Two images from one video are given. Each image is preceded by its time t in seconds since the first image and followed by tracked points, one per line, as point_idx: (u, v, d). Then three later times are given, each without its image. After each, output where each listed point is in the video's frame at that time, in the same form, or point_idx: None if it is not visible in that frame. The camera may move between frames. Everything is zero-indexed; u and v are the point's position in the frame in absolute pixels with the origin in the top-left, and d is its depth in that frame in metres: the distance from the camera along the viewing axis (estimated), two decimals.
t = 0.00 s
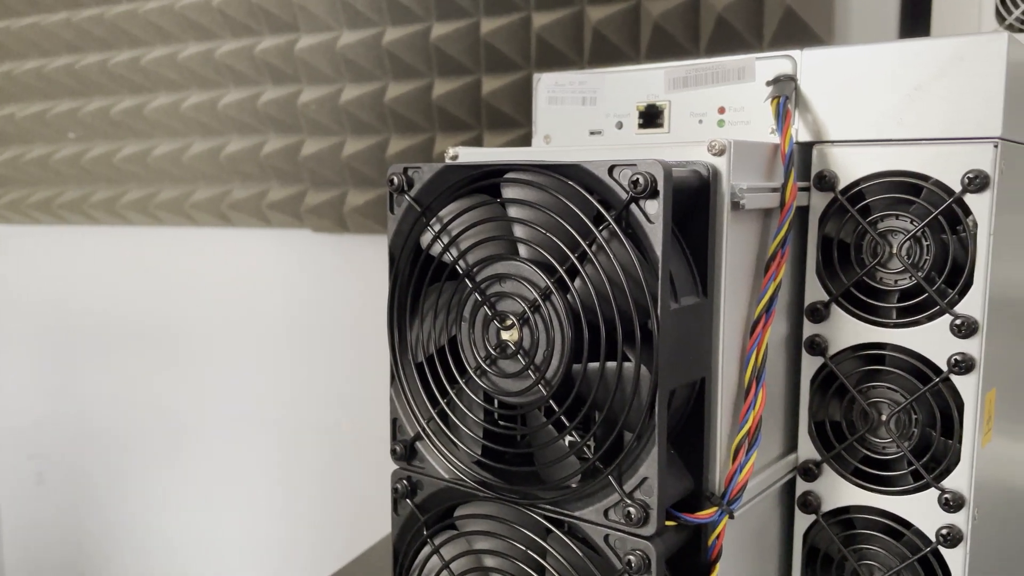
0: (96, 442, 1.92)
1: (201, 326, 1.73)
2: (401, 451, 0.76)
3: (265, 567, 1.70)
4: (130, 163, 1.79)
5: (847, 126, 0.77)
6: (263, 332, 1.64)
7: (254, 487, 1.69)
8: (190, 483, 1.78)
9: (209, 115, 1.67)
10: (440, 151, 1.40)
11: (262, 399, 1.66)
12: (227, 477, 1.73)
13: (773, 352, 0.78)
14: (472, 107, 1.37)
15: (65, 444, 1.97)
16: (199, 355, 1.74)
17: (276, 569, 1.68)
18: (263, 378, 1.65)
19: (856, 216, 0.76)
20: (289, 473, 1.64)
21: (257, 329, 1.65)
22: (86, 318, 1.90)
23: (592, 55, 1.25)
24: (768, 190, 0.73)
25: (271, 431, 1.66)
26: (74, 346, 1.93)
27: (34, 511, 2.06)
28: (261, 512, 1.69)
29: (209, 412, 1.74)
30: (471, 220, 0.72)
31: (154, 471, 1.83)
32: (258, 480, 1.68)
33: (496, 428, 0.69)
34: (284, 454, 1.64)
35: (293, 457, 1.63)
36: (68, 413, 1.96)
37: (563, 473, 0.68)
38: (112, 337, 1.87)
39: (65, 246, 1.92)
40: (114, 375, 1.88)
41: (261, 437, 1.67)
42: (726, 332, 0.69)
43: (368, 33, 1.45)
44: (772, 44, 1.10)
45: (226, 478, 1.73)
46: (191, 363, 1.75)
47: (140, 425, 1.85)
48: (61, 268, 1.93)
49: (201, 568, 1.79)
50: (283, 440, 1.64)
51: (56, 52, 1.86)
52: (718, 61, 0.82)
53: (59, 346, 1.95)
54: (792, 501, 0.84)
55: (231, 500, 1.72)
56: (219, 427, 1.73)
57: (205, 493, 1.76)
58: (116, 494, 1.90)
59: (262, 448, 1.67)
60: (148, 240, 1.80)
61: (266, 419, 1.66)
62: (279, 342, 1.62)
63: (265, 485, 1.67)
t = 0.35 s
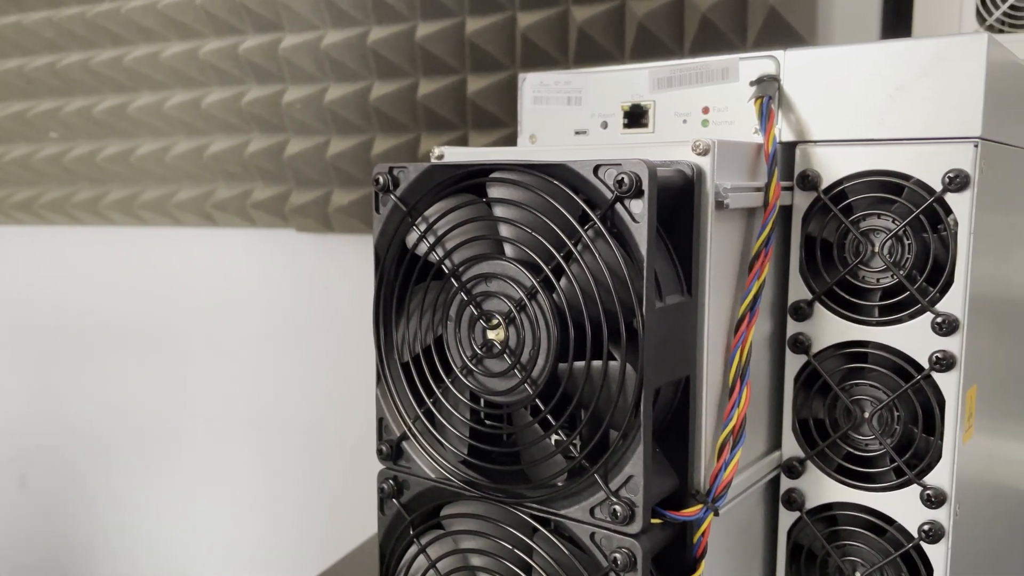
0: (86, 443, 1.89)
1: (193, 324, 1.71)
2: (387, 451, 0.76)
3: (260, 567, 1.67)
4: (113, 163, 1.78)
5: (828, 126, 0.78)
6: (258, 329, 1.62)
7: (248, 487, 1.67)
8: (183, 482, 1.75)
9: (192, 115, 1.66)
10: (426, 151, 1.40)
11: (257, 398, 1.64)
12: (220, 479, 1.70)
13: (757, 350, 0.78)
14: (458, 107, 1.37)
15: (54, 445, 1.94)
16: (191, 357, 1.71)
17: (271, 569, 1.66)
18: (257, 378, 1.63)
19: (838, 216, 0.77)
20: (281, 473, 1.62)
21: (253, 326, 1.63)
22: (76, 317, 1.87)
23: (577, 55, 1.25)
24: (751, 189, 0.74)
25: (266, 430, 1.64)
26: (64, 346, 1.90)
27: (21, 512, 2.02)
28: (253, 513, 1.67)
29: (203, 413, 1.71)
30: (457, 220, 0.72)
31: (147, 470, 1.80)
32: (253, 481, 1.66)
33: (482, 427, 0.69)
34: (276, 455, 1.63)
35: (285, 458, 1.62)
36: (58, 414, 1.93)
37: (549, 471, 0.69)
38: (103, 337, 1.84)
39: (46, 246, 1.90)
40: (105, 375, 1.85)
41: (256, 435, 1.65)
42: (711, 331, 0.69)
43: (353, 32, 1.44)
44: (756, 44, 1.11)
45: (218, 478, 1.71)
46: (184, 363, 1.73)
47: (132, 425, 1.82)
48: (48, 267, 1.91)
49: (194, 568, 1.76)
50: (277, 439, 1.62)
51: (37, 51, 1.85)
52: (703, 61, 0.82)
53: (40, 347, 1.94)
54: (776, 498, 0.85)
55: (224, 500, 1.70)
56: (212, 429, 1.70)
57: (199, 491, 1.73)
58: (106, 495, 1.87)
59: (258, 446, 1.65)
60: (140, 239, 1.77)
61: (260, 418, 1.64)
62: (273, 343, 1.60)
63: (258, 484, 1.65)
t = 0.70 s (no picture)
0: (81, 445, 1.86)
1: (186, 324, 1.69)
2: (375, 451, 0.76)
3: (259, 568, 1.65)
4: (96, 163, 1.77)
5: (812, 126, 0.78)
6: (254, 327, 1.60)
7: (246, 487, 1.65)
8: (181, 483, 1.73)
9: (177, 114, 1.65)
10: (413, 151, 1.40)
11: (257, 398, 1.62)
12: (215, 478, 1.68)
13: (743, 348, 0.79)
14: (445, 106, 1.37)
15: (50, 446, 1.91)
16: (188, 356, 1.69)
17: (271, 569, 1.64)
18: (255, 377, 1.61)
19: (823, 215, 0.78)
20: (277, 473, 1.61)
21: (252, 325, 1.61)
22: (71, 317, 1.84)
23: (563, 55, 1.26)
24: (737, 189, 0.74)
25: (263, 428, 1.62)
26: (59, 346, 1.87)
27: (15, 514, 1.99)
28: (250, 512, 1.65)
29: (201, 413, 1.69)
30: (444, 219, 0.72)
31: (144, 471, 1.78)
32: (252, 481, 1.64)
33: (470, 426, 0.69)
34: (273, 454, 1.61)
35: (283, 458, 1.60)
36: (42, 415, 1.91)
37: (537, 470, 0.69)
38: (99, 338, 1.81)
39: (30, 246, 1.89)
40: (101, 377, 1.82)
41: (255, 435, 1.63)
42: (697, 329, 0.69)
43: (339, 31, 1.44)
44: (741, 44, 1.12)
45: (217, 478, 1.68)
46: (182, 363, 1.70)
47: (131, 426, 1.79)
48: (40, 267, 1.88)
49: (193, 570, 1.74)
50: (274, 439, 1.61)
51: (21, 50, 1.84)
52: (688, 62, 0.83)
53: (24, 348, 1.92)
54: (762, 496, 0.86)
55: (223, 500, 1.68)
56: (211, 429, 1.68)
57: (199, 492, 1.71)
58: (102, 496, 1.85)
59: (256, 446, 1.63)
60: (136, 239, 1.74)
61: (259, 417, 1.62)
62: (270, 342, 1.59)
63: (257, 483, 1.63)
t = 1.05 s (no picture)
0: (79, 446, 1.83)
1: (169, 323, 1.68)
2: (361, 450, 0.76)
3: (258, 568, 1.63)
4: (79, 163, 1.76)
5: (795, 125, 0.79)
6: (239, 327, 1.60)
7: (245, 486, 1.63)
8: (180, 484, 1.71)
9: (160, 113, 1.64)
10: (398, 151, 1.40)
11: (257, 397, 1.60)
12: (201, 479, 1.68)
13: (727, 347, 0.79)
14: (430, 107, 1.38)
15: (41, 446, 1.89)
16: (185, 355, 1.67)
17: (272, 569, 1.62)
18: (253, 376, 1.59)
19: (805, 214, 0.78)
20: (273, 471, 1.59)
21: (251, 322, 1.58)
22: (66, 316, 1.81)
23: (547, 55, 1.27)
24: (721, 188, 0.75)
25: (262, 427, 1.59)
26: (47, 346, 1.85)
27: (9, 517, 1.95)
28: (246, 512, 1.63)
29: (201, 413, 1.66)
30: (430, 219, 0.72)
31: (143, 472, 1.75)
32: (251, 480, 1.62)
33: (456, 426, 0.69)
34: (271, 453, 1.59)
35: (281, 456, 1.58)
36: (24, 415, 1.90)
37: (523, 468, 0.69)
38: (97, 337, 1.78)
39: (11, 246, 1.88)
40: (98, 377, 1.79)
41: (253, 434, 1.61)
42: (681, 328, 0.70)
43: (323, 31, 1.44)
44: (725, 45, 1.13)
45: (216, 478, 1.66)
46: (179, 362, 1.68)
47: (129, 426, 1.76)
48: (29, 267, 1.85)
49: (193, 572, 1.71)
50: (271, 438, 1.59)
51: (4, 49, 1.84)
52: (673, 62, 0.83)
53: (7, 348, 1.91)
54: (746, 492, 0.86)
55: (222, 500, 1.66)
56: (211, 429, 1.66)
57: (200, 492, 1.69)
58: (86, 497, 1.84)
59: (255, 445, 1.61)
60: (119, 238, 1.73)
61: (258, 417, 1.60)
62: (268, 340, 1.57)
63: (256, 483, 1.61)
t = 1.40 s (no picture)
0: (78, 446, 1.84)
1: (158, 323, 1.70)
2: (347, 450, 0.76)
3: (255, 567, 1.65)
4: (60, 162, 1.79)
5: (777, 125, 0.80)
6: (227, 327, 1.62)
7: (242, 485, 1.64)
8: (180, 483, 1.72)
9: (143, 112, 1.67)
10: (384, 149, 1.42)
11: (253, 396, 1.61)
12: (191, 477, 1.70)
13: (711, 345, 0.80)
14: (415, 107, 1.40)
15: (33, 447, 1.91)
16: (182, 355, 1.68)
17: (269, 567, 1.63)
18: (250, 375, 1.61)
19: (789, 213, 0.79)
20: (266, 470, 1.61)
21: (247, 320, 1.60)
22: (65, 316, 1.82)
23: (532, 55, 1.28)
24: (704, 187, 0.75)
25: (258, 427, 1.61)
26: (37, 347, 1.87)
27: (10, 516, 1.97)
28: (241, 511, 1.65)
29: (199, 412, 1.68)
30: (416, 218, 0.72)
31: (143, 471, 1.77)
32: (249, 480, 1.63)
33: (442, 424, 0.69)
34: (266, 452, 1.60)
35: (275, 455, 1.59)
36: (16, 416, 1.93)
37: (509, 467, 0.69)
38: (85, 338, 1.80)
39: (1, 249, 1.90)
40: (97, 377, 1.80)
41: (249, 433, 1.63)
42: (666, 326, 0.70)
43: (309, 30, 1.46)
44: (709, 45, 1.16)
45: (215, 479, 1.68)
46: (177, 361, 1.69)
47: (129, 426, 1.77)
48: (21, 269, 1.88)
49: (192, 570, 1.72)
50: (265, 437, 1.60)
51: None
52: (657, 62, 0.84)
53: None
54: (731, 489, 0.87)
55: (220, 499, 1.67)
56: (209, 428, 1.67)
57: (199, 491, 1.70)
58: (78, 497, 1.86)
59: (252, 444, 1.62)
60: (109, 239, 1.76)
61: (255, 416, 1.61)
62: (262, 340, 1.58)
63: (252, 482, 1.63)
